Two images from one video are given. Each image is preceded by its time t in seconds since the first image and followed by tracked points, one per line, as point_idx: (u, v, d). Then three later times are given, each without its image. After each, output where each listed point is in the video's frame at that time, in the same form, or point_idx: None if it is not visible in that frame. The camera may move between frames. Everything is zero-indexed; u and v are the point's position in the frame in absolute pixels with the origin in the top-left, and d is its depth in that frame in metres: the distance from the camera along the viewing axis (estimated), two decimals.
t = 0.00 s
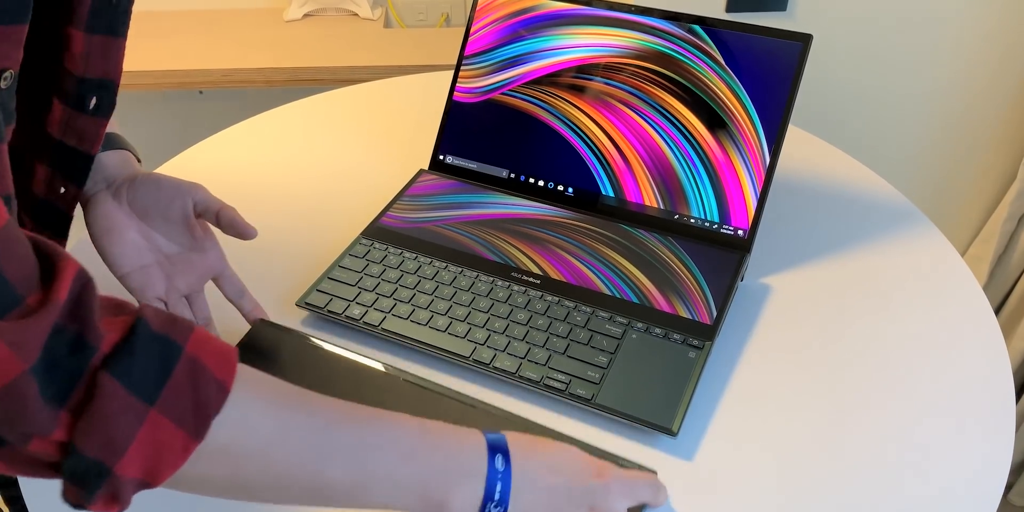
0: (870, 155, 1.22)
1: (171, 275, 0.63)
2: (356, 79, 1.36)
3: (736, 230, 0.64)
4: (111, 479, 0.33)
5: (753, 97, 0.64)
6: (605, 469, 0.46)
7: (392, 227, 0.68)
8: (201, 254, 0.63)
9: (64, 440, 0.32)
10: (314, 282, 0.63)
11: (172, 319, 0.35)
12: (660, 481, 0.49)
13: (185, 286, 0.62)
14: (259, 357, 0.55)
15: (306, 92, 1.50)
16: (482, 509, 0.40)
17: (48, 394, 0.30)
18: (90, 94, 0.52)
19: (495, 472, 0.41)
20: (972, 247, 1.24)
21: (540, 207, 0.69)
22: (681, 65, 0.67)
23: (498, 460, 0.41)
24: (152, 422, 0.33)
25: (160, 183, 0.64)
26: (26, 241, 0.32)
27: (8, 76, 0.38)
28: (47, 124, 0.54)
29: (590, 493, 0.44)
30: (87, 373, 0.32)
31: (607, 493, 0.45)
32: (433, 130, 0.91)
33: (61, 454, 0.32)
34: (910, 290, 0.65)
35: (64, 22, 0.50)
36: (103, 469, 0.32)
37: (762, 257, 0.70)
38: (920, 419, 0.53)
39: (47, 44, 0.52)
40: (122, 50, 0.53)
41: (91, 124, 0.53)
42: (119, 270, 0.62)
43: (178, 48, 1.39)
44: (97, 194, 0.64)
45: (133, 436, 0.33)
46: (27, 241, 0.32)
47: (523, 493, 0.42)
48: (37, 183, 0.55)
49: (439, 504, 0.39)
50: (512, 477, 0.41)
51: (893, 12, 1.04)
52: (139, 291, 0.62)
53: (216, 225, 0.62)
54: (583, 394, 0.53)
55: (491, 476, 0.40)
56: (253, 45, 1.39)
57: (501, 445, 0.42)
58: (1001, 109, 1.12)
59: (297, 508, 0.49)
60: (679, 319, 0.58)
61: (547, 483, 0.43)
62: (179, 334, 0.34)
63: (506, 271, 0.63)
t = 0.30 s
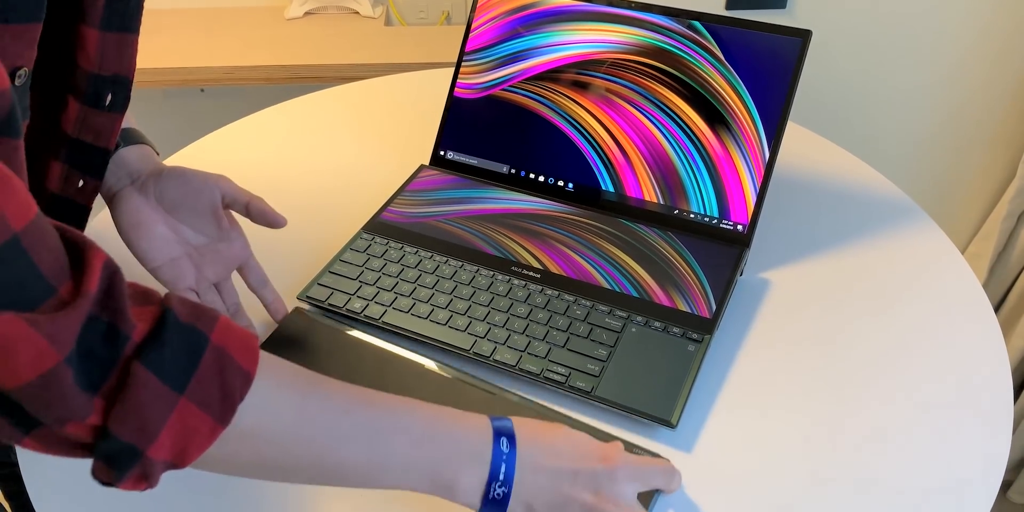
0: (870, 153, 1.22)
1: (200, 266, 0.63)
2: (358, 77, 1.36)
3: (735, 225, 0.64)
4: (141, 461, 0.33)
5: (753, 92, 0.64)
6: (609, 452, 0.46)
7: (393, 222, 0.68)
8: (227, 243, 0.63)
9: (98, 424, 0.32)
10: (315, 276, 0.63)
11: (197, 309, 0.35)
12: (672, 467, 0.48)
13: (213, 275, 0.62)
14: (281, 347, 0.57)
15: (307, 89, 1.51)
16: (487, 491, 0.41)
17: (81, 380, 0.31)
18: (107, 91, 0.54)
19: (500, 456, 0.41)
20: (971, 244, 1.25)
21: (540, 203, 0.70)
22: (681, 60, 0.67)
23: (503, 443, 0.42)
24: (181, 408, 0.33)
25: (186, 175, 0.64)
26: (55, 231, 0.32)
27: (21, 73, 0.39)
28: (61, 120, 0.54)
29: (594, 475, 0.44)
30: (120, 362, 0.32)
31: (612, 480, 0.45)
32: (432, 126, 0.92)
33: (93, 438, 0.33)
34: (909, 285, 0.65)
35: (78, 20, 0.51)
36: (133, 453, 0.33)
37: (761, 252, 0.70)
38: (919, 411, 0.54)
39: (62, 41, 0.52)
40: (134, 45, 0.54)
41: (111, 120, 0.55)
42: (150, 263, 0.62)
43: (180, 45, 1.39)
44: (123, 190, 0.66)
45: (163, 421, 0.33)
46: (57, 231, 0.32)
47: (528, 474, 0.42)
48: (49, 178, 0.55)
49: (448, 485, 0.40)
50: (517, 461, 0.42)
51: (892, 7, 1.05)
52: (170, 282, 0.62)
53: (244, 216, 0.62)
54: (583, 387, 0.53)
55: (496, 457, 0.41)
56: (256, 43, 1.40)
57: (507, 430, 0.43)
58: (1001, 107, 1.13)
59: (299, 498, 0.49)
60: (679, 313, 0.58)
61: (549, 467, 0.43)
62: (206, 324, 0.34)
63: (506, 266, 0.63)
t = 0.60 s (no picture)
0: (870, 153, 1.22)
1: (203, 261, 0.63)
2: (359, 77, 1.36)
3: (735, 225, 0.64)
4: (174, 443, 0.34)
5: (752, 92, 0.64)
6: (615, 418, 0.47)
7: (394, 222, 0.69)
8: (229, 238, 0.63)
9: (130, 409, 0.33)
10: (316, 275, 0.64)
11: (218, 296, 0.35)
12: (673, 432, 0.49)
13: (215, 269, 0.63)
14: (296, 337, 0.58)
15: (309, 89, 1.51)
16: (500, 459, 0.42)
17: (112, 368, 0.32)
18: (116, 90, 0.54)
19: (513, 424, 0.42)
20: (971, 244, 1.25)
21: (541, 203, 0.70)
22: (681, 61, 0.68)
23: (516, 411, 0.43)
24: (210, 392, 0.34)
25: (190, 170, 0.65)
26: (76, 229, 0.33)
27: (38, 80, 0.39)
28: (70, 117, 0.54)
29: (601, 441, 0.45)
30: (148, 350, 0.33)
31: (617, 444, 0.46)
32: (433, 126, 0.92)
33: (125, 423, 0.33)
34: (908, 283, 0.66)
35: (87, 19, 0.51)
36: (165, 436, 0.33)
37: (760, 251, 0.70)
38: (917, 410, 0.54)
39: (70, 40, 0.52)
40: (143, 47, 0.54)
41: (120, 119, 0.55)
42: (153, 258, 0.63)
43: (181, 45, 1.39)
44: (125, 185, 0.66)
45: (192, 405, 0.33)
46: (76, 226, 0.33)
47: (537, 442, 0.43)
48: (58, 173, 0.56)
49: (463, 454, 0.41)
50: (529, 427, 0.43)
51: (892, 7, 1.05)
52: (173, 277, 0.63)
53: (246, 211, 0.63)
54: (583, 386, 0.53)
55: (509, 425, 0.42)
56: (257, 43, 1.40)
57: (519, 400, 0.44)
58: (1001, 107, 1.13)
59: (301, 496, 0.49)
60: (679, 313, 0.58)
61: (557, 434, 0.44)
62: (227, 310, 0.35)
63: (507, 266, 0.64)
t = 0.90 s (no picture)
0: (870, 155, 1.23)
1: (170, 274, 0.62)
2: (360, 78, 1.37)
3: (735, 226, 0.64)
4: (95, 495, 0.33)
5: (753, 94, 0.65)
6: (593, 480, 0.44)
7: (395, 223, 0.69)
8: (200, 251, 0.63)
9: (49, 457, 0.32)
10: (318, 277, 0.64)
11: (156, 337, 0.35)
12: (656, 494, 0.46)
13: (184, 284, 0.62)
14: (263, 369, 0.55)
15: (309, 91, 1.51)
16: None
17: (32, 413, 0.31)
18: (99, 97, 0.54)
19: (481, 484, 0.40)
20: (971, 246, 1.25)
21: (542, 204, 0.70)
22: (681, 63, 0.68)
23: (484, 470, 0.40)
24: (136, 440, 0.34)
25: (160, 181, 0.64)
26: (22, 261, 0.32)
27: (34, 79, 0.38)
28: (54, 120, 0.55)
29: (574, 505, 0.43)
30: (70, 394, 0.32)
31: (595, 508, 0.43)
32: (434, 127, 0.92)
33: (45, 471, 0.33)
34: (908, 285, 0.66)
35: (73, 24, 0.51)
36: (86, 487, 0.33)
37: (761, 253, 0.70)
38: (917, 411, 0.54)
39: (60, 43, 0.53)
40: (132, 53, 0.54)
41: (98, 128, 0.55)
42: (119, 269, 0.62)
43: (183, 46, 1.40)
44: (95, 195, 0.65)
45: (116, 453, 0.33)
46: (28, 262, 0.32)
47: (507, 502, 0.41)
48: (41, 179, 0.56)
49: None
50: (498, 488, 0.40)
51: (892, 9, 1.05)
52: (137, 290, 0.61)
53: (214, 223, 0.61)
54: (584, 387, 0.53)
55: (476, 486, 0.40)
56: (258, 45, 1.40)
57: (488, 455, 0.41)
58: (1001, 109, 1.13)
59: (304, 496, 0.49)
60: (679, 314, 0.58)
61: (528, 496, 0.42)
62: (165, 353, 0.35)
63: (507, 267, 0.64)
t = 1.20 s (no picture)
0: (870, 155, 1.22)
1: (203, 261, 0.64)
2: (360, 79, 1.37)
3: (735, 227, 0.64)
4: (179, 450, 0.34)
5: (752, 96, 0.64)
6: (618, 413, 0.46)
7: (394, 224, 0.69)
8: (229, 237, 0.64)
9: (134, 419, 0.33)
10: (317, 277, 0.64)
11: (219, 303, 0.35)
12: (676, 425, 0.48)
13: (216, 270, 0.63)
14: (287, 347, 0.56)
15: (310, 91, 1.51)
16: (506, 455, 0.42)
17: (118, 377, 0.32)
18: (117, 95, 0.54)
19: (517, 421, 0.42)
20: (971, 247, 1.25)
21: (541, 205, 0.70)
22: (681, 64, 0.68)
23: (519, 409, 0.42)
24: (212, 399, 0.34)
25: (188, 171, 0.64)
26: (82, 238, 0.32)
27: (44, 80, 0.39)
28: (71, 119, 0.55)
29: (603, 435, 0.44)
30: (150, 359, 0.33)
31: (621, 437, 0.45)
32: (433, 127, 0.92)
33: (132, 431, 0.33)
34: (908, 285, 0.66)
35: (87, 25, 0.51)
36: (169, 444, 0.33)
37: (759, 254, 0.70)
38: (917, 413, 0.54)
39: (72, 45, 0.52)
40: (146, 52, 0.54)
41: (119, 124, 0.55)
42: (154, 258, 0.63)
43: (182, 47, 1.40)
44: (123, 186, 0.65)
45: (195, 412, 0.34)
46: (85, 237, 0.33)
47: (541, 438, 0.43)
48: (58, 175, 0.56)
49: (468, 453, 0.41)
50: (533, 424, 0.43)
51: (893, 10, 1.05)
52: (173, 279, 0.63)
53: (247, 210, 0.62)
54: (582, 389, 0.53)
55: (512, 423, 0.42)
56: (258, 45, 1.40)
57: (523, 397, 0.43)
58: (1001, 110, 1.13)
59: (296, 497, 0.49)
60: (679, 315, 0.58)
61: (560, 429, 0.44)
62: (228, 316, 0.35)
63: (506, 268, 0.64)
